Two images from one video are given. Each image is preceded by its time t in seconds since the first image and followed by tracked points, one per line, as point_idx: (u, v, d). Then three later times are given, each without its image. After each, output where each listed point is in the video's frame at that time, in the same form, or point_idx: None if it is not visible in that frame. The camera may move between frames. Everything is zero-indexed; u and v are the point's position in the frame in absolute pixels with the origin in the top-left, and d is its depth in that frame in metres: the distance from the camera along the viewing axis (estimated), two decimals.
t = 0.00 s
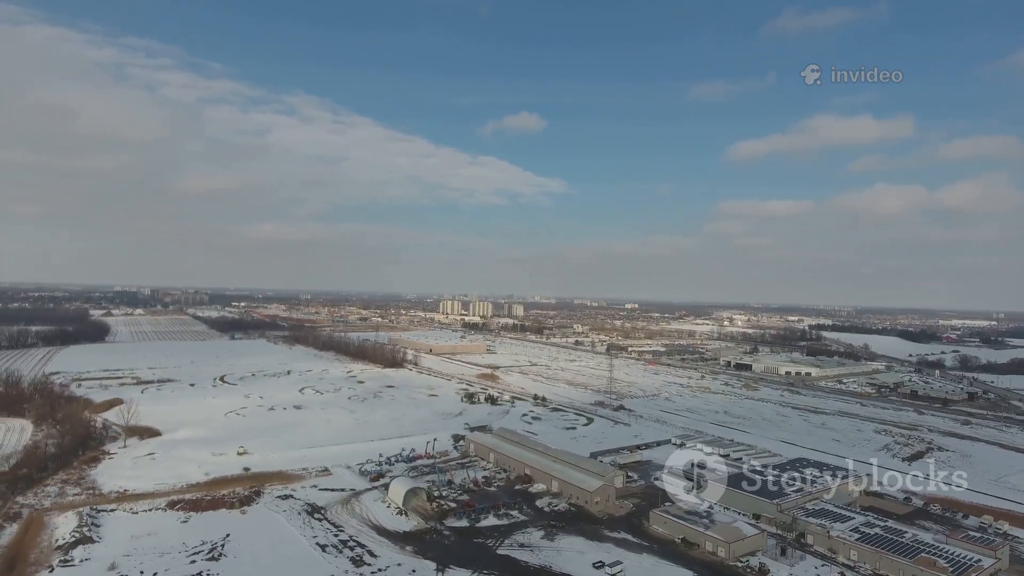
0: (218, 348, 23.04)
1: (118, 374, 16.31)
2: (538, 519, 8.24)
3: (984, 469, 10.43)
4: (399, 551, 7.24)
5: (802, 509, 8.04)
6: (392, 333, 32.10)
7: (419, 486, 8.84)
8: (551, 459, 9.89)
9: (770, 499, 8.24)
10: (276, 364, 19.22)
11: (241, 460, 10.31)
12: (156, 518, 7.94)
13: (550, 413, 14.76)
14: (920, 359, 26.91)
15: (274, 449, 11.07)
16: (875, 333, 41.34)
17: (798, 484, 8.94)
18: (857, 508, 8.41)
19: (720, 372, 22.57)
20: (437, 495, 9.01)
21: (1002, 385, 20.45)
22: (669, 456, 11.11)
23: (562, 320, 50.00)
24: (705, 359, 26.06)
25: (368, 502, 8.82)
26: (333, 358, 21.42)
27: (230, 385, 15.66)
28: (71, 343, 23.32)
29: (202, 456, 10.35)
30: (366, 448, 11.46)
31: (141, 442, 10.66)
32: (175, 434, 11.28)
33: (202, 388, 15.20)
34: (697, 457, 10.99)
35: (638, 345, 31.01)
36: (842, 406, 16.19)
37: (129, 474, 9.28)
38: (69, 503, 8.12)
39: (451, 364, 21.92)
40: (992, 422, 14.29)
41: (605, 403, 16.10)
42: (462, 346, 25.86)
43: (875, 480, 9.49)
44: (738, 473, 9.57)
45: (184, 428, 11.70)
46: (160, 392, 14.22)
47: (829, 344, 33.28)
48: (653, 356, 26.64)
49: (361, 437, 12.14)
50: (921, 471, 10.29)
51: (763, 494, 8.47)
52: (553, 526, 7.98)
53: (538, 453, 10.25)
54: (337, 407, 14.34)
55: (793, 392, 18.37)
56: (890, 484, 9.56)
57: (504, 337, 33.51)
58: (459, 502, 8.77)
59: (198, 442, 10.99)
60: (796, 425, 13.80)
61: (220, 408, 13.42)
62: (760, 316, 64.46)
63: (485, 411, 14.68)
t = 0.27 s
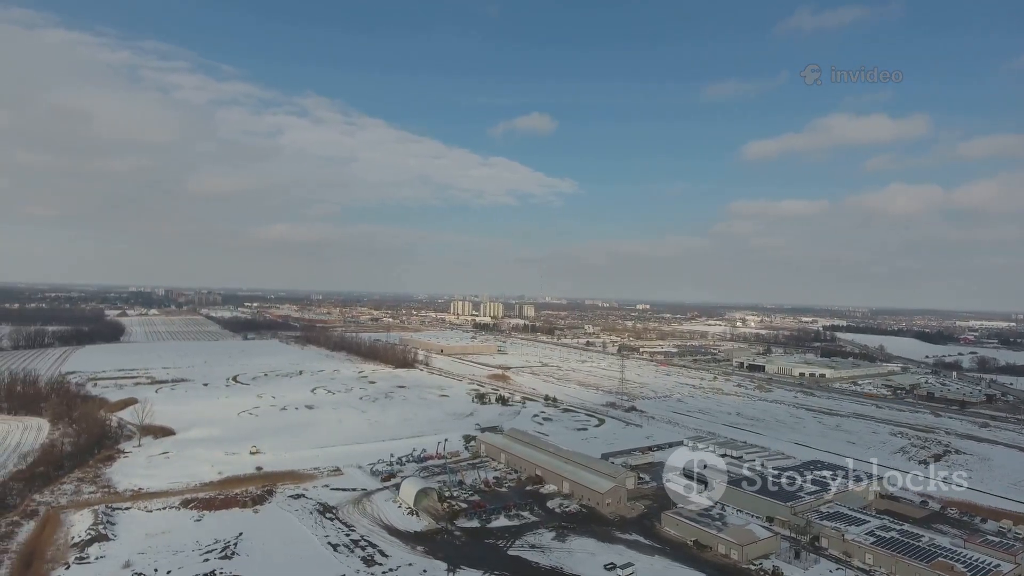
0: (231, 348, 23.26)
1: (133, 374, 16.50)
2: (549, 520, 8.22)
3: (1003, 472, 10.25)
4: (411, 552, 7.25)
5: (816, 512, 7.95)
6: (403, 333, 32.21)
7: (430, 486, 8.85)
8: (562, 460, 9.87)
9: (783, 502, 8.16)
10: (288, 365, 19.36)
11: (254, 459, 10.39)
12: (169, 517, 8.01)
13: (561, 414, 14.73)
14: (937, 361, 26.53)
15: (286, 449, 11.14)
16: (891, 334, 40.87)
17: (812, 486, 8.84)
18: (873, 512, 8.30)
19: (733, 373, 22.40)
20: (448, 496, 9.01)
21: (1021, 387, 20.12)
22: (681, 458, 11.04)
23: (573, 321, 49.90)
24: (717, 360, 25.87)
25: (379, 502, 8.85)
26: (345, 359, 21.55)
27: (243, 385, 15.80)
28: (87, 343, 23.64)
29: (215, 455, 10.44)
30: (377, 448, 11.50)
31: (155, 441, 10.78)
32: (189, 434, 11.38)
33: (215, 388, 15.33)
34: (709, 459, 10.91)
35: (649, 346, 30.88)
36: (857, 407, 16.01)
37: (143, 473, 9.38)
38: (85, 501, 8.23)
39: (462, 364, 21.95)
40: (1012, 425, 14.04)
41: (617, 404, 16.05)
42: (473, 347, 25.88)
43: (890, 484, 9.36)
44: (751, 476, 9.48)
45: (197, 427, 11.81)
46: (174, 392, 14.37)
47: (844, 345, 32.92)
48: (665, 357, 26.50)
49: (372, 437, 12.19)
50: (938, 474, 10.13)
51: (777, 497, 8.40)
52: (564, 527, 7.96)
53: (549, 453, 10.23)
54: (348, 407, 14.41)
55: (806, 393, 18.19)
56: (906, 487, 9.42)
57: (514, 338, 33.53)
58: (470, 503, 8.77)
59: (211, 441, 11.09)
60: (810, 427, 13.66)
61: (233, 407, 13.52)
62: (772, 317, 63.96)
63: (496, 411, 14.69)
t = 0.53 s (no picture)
0: (248, 348, 23.53)
1: (152, 373, 16.75)
2: (564, 521, 8.18)
3: None
4: (426, 551, 7.25)
5: (835, 516, 7.83)
6: (418, 334, 32.36)
7: (445, 487, 8.85)
8: (576, 461, 9.83)
9: (802, 506, 8.03)
10: (304, 365, 19.52)
11: (270, 458, 10.49)
12: (188, 515, 8.10)
13: (576, 415, 14.68)
14: (960, 363, 26.04)
15: (302, 448, 11.22)
16: (912, 335, 40.21)
17: (832, 489, 8.70)
18: (894, 516, 8.15)
19: (750, 375, 22.17)
20: (463, 496, 9.01)
21: None
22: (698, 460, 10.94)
23: (588, 322, 49.76)
24: (734, 361, 25.63)
25: (394, 501, 8.88)
26: (360, 359, 21.69)
27: (260, 385, 15.97)
28: (109, 343, 24.07)
29: (233, 453, 10.55)
30: (392, 448, 11.55)
31: (174, 440, 10.92)
32: (207, 432, 11.52)
33: (233, 387, 15.51)
34: (726, 461, 10.80)
35: (665, 347, 30.70)
36: (878, 410, 15.75)
37: (162, 471, 9.51)
38: (106, 499, 8.35)
39: (477, 365, 21.98)
40: None
41: (632, 405, 15.96)
42: (488, 347, 25.91)
43: (912, 487, 9.18)
44: (768, 478, 9.37)
45: (215, 426, 11.95)
46: (192, 391, 14.56)
47: (864, 347, 32.42)
48: (681, 358, 26.32)
49: (387, 437, 12.24)
50: (961, 478, 9.92)
51: (795, 500, 8.27)
52: (579, 529, 7.92)
53: (564, 454, 10.20)
54: (364, 407, 14.50)
55: (826, 395, 17.93)
56: (929, 491, 9.24)
57: (529, 339, 33.51)
58: (485, 503, 8.77)
59: (229, 440, 11.21)
60: (830, 429, 13.46)
61: (250, 407, 13.66)
62: (790, 318, 63.24)
63: (511, 412, 14.68)
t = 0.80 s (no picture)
0: (265, 348, 23.76)
1: (170, 373, 16.97)
2: (578, 523, 8.14)
3: None
4: (440, 551, 7.26)
5: (855, 519, 7.70)
6: (432, 334, 32.41)
7: (459, 487, 8.86)
8: (591, 462, 9.78)
9: (820, 508, 7.91)
10: (319, 365, 19.66)
11: (286, 457, 10.58)
12: (205, 513, 8.19)
13: (590, 415, 14.63)
14: (983, 364, 25.52)
15: (318, 447, 11.30)
16: (934, 336, 39.52)
17: (851, 493, 8.57)
18: (916, 521, 8.00)
19: (766, 376, 21.91)
20: (477, 496, 9.01)
21: None
22: (714, 462, 10.83)
23: (602, 322, 49.51)
24: (751, 362, 25.34)
25: (408, 501, 8.90)
26: (374, 359, 21.80)
27: (275, 384, 16.10)
28: (129, 343, 24.44)
29: (249, 452, 10.65)
30: (406, 448, 11.58)
31: (192, 439, 11.05)
32: (224, 432, 11.63)
33: (249, 387, 15.66)
34: (743, 464, 10.68)
35: (680, 347, 30.48)
36: (899, 412, 15.48)
37: (180, 469, 9.62)
38: (125, 496, 8.47)
39: (491, 365, 21.99)
40: None
41: (647, 407, 15.85)
42: (502, 348, 25.91)
43: (934, 491, 9.00)
44: (786, 481, 9.25)
45: (232, 425, 12.07)
46: (210, 391, 14.72)
47: (884, 348, 31.91)
48: (697, 359, 26.10)
49: (402, 437, 12.27)
50: (985, 482, 9.71)
51: (813, 503, 8.15)
52: (594, 530, 7.88)
53: (578, 455, 10.16)
54: (379, 407, 14.56)
55: (845, 397, 17.66)
56: (951, 495, 9.05)
57: (543, 339, 33.45)
58: (499, 504, 8.75)
59: (245, 439, 11.32)
60: (849, 432, 13.26)
61: (266, 406, 13.78)
62: (808, 319, 62.50)
63: (525, 413, 14.65)
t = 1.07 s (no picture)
0: (280, 348, 23.96)
1: (188, 372, 17.16)
2: (592, 524, 8.10)
3: None
4: (454, 552, 7.25)
5: (874, 523, 7.57)
6: (446, 335, 32.48)
7: (473, 487, 8.86)
8: (605, 464, 9.72)
9: (839, 512, 7.80)
10: (334, 365, 19.78)
11: (301, 457, 10.65)
12: (222, 511, 8.27)
13: (605, 417, 14.55)
14: (1007, 367, 25.00)
15: (333, 447, 11.36)
16: (956, 338, 38.82)
17: (870, 496, 8.43)
18: (937, 525, 7.84)
19: (783, 377, 21.67)
20: (491, 497, 9.00)
21: None
22: (730, 464, 10.72)
23: (617, 323, 49.29)
24: (768, 364, 25.05)
25: (423, 501, 8.92)
26: (389, 359, 21.88)
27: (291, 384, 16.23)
28: (148, 343, 24.79)
29: (265, 452, 10.74)
30: (420, 448, 11.61)
31: (209, 437, 11.17)
32: (241, 431, 11.74)
33: (265, 387, 15.80)
34: (759, 466, 10.56)
35: (695, 348, 30.23)
36: (920, 415, 15.22)
37: (198, 467, 9.73)
38: (144, 494, 8.58)
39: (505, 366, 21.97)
40: None
41: (662, 408, 15.74)
42: (516, 348, 25.89)
43: (956, 495, 8.82)
44: (803, 484, 9.12)
45: (248, 424, 12.19)
46: (226, 390, 14.86)
47: (905, 349, 31.38)
48: (713, 360, 25.87)
49: (416, 437, 12.30)
50: (1009, 487, 9.49)
51: (831, 506, 8.03)
52: (608, 532, 7.83)
53: (593, 456, 10.11)
54: (393, 407, 14.61)
55: (864, 399, 17.39)
56: (974, 500, 8.87)
57: (558, 340, 33.38)
58: (513, 504, 8.74)
59: (261, 438, 11.42)
60: (868, 434, 13.05)
61: (282, 406, 13.88)
62: (826, 319, 61.75)
63: (539, 413, 14.62)
